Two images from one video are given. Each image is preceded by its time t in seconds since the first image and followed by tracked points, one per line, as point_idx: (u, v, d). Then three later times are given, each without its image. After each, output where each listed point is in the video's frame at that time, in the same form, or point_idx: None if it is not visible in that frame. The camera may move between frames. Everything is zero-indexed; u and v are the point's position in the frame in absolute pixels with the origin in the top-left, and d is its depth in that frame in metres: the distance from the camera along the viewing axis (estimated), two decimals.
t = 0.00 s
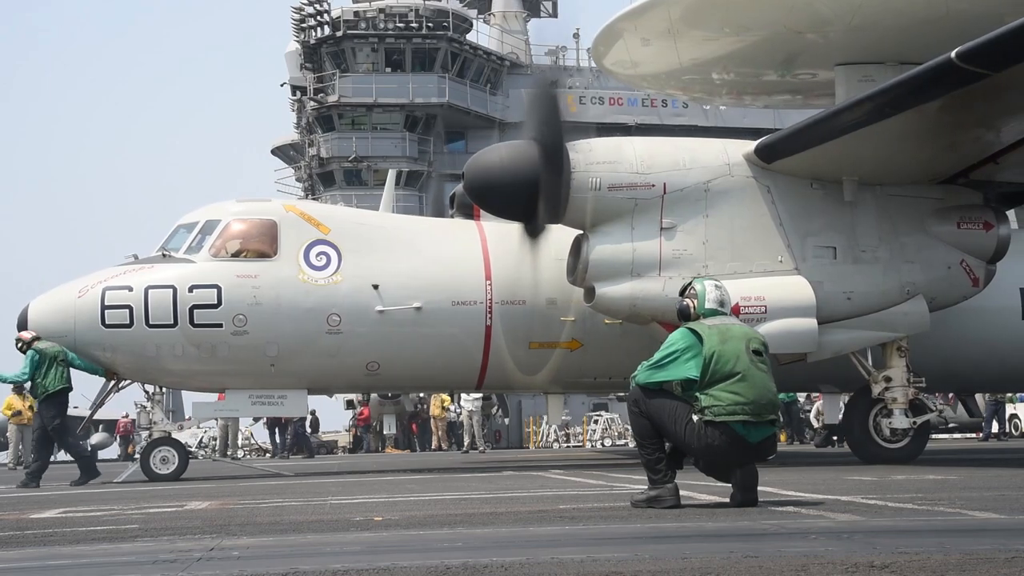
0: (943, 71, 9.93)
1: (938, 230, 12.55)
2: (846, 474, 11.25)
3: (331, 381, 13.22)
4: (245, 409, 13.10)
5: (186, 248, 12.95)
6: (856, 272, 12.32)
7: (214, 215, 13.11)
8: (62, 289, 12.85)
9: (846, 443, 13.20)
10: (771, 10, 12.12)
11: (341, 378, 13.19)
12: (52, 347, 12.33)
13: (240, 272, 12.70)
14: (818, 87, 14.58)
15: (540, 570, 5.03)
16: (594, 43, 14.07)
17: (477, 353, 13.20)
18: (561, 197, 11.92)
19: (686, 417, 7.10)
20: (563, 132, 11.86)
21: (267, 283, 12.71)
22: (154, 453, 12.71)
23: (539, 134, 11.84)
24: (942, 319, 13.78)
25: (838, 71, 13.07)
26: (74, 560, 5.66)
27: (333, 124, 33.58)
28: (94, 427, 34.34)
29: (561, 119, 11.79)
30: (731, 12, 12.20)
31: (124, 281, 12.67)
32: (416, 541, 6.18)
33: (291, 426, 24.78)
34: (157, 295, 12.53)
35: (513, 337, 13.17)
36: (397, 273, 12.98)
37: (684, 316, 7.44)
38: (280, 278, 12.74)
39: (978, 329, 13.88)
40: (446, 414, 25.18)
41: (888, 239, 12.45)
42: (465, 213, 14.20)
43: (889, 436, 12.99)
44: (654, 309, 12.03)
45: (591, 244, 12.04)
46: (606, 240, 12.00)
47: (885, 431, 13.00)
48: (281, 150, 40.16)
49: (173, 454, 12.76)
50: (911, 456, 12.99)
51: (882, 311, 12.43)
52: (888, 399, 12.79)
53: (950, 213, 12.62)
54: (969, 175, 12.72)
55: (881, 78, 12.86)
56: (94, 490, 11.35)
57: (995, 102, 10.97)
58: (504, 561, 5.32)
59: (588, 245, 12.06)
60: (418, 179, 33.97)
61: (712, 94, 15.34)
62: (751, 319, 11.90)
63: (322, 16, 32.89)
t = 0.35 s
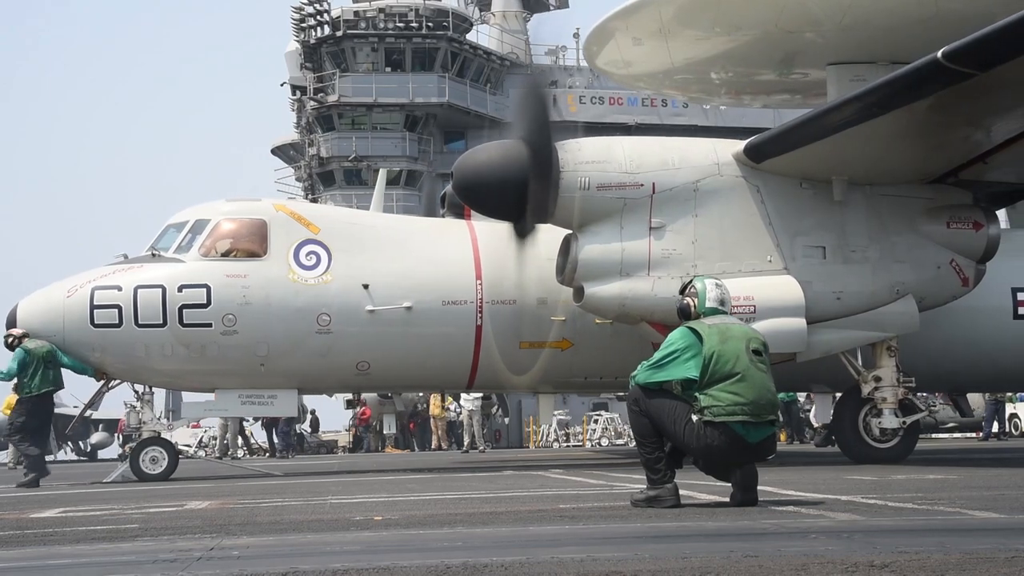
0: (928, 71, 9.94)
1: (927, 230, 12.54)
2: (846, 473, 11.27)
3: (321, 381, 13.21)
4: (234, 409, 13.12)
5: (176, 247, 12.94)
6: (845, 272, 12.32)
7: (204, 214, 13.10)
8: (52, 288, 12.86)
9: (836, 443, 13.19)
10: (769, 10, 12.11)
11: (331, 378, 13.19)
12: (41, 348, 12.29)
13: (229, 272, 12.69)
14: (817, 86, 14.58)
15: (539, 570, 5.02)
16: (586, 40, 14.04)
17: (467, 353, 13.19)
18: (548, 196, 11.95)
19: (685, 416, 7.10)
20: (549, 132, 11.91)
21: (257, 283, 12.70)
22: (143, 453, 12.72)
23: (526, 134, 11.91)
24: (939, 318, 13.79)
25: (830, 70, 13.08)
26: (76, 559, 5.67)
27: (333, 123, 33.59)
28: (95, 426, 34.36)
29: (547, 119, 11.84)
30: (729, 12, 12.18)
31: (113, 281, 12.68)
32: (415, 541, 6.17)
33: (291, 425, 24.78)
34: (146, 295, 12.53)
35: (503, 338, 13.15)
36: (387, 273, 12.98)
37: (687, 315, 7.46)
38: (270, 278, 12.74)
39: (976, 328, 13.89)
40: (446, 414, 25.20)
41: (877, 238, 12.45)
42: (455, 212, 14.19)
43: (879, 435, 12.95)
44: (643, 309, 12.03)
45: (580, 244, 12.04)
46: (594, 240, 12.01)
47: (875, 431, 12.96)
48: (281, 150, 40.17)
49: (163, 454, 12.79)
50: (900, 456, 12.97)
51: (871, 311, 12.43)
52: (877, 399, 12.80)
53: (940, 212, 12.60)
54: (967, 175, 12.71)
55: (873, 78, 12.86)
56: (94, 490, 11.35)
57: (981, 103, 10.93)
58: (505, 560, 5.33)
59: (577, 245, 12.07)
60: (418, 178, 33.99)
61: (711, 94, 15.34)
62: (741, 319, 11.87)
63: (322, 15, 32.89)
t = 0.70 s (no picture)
0: (914, 71, 9.92)
1: (917, 230, 12.52)
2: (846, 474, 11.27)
3: (311, 381, 13.20)
4: (225, 410, 13.10)
5: (167, 248, 12.93)
6: (835, 272, 12.32)
7: (195, 215, 13.08)
8: (41, 289, 12.83)
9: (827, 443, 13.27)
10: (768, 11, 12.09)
11: (322, 379, 13.18)
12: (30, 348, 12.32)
13: (219, 272, 12.69)
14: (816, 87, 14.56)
15: (540, 571, 5.03)
16: (578, 41, 14.05)
17: (459, 354, 13.19)
18: (537, 194, 11.94)
19: (684, 417, 7.10)
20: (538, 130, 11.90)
21: (247, 283, 12.70)
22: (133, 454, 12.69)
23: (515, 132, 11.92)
24: (936, 318, 13.79)
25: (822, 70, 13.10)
26: (78, 560, 5.67)
27: (333, 124, 33.60)
28: (95, 427, 34.36)
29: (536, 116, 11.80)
30: (728, 12, 12.17)
31: (102, 281, 12.66)
32: (416, 541, 6.18)
33: (291, 426, 24.79)
34: (136, 295, 12.51)
35: (494, 338, 13.15)
36: (377, 272, 12.96)
37: (686, 315, 7.45)
38: (260, 278, 12.73)
39: (974, 328, 13.89)
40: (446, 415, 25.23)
41: (868, 238, 12.44)
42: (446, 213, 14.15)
43: (869, 436, 12.98)
44: (632, 310, 11.98)
45: (570, 244, 12.02)
46: (583, 240, 11.99)
47: (866, 431, 12.99)
48: (281, 151, 40.18)
49: (154, 455, 12.74)
50: (891, 456, 12.94)
51: (861, 311, 12.42)
52: (867, 399, 12.76)
53: (931, 212, 12.58)
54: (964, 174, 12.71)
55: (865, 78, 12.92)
56: (93, 490, 11.35)
57: (968, 104, 10.91)
58: (504, 561, 5.33)
59: (566, 245, 12.05)
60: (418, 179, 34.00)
61: (710, 95, 15.33)
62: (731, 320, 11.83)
63: (323, 16, 32.90)
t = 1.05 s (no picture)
0: (903, 71, 9.92)
1: (908, 230, 12.53)
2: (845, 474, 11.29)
3: (303, 381, 13.20)
4: (216, 409, 13.08)
5: (158, 247, 12.93)
6: (826, 272, 12.32)
7: (186, 214, 13.07)
8: (31, 288, 12.82)
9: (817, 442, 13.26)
10: (769, 10, 12.08)
11: (314, 379, 13.17)
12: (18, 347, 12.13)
13: (210, 271, 12.69)
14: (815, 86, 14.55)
15: (540, 570, 5.03)
16: (572, 40, 14.03)
17: (450, 353, 13.19)
18: (528, 193, 11.90)
19: (684, 416, 7.10)
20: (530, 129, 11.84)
21: (238, 283, 12.69)
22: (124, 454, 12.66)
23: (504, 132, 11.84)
24: (933, 318, 13.80)
25: (815, 70, 13.25)
26: (78, 559, 5.67)
27: (333, 123, 33.61)
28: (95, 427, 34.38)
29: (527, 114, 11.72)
30: (729, 11, 12.16)
31: (92, 280, 12.66)
32: (415, 541, 6.17)
33: (291, 426, 24.81)
34: (127, 294, 12.51)
35: (486, 338, 13.15)
36: (368, 272, 12.95)
37: (686, 314, 7.43)
38: (250, 278, 12.72)
39: (971, 328, 13.89)
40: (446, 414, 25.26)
41: (858, 238, 12.44)
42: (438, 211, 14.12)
43: (860, 436, 13.01)
44: (621, 309, 11.93)
45: (561, 244, 12.01)
46: (573, 239, 11.98)
47: (856, 431, 13.03)
48: (281, 150, 40.18)
49: (144, 454, 12.71)
50: (883, 456, 12.99)
51: (852, 311, 12.43)
52: (858, 399, 12.76)
53: (922, 212, 12.58)
54: (960, 174, 12.72)
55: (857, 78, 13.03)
56: (94, 490, 11.36)
57: (957, 106, 10.92)
58: (505, 560, 5.33)
59: (556, 245, 12.05)
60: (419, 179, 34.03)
61: (709, 96, 15.32)
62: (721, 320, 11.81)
63: (322, 16, 32.89)
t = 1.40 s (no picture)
0: (890, 70, 9.92)
1: (898, 230, 12.53)
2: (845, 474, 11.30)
3: (295, 382, 13.20)
4: (206, 409, 13.06)
5: (148, 246, 12.92)
6: (816, 272, 12.32)
7: (176, 213, 13.06)
8: (21, 288, 12.82)
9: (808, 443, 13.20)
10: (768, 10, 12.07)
11: (305, 379, 13.18)
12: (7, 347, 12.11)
13: (200, 271, 12.69)
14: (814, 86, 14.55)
15: (540, 570, 5.03)
16: (564, 40, 14.05)
17: (441, 354, 13.18)
18: (517, 195, 11.88)
19: (684, 417, 7.10)
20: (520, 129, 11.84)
21: (228, 283, 12.69)
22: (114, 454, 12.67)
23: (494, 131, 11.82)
24: (924, 317, 13.80)
25: (807, 70, 13.24)
26: (78, 559, 5.67)
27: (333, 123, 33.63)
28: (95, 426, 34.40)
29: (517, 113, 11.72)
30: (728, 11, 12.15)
31: (82, 280, 12.66)
32: (416, 541, 6.18)
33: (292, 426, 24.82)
34: (116, 294, 12.51)
35: (476, 340, 13.14)
36: (360, 272, 12.96)
37: (686, 313, 7.42)
38: (241, 277, 12.73)
39: (961, 327, 13.90)
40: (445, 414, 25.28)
41: (848, 237, 12.44)
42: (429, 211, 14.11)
43: (850, 437, 12.97)
44: (611, 309, 11.92)
45: (551, 244, 12.00)
46: (563, 239, 11.97)
47: (847, 431, 12.98)
48: (281, 150, 40.18)
49: (134, 455, 12.73)
50: (871, 456, 12.97)
51: (842, 310, 12.44)
52: (848, 399, 12.81)
53: (912, 212, 12.58)
54: (950, 174, 12.69)
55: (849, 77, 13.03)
56: (93, 490, 11.36)
57: (948, 108, 10.89)
58: (505, 560, 5.33)
59: (546, 245, 12.03)
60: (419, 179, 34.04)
61: (708, 96, 15.32)
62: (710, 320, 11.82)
63: (322, 15, 32.88)
